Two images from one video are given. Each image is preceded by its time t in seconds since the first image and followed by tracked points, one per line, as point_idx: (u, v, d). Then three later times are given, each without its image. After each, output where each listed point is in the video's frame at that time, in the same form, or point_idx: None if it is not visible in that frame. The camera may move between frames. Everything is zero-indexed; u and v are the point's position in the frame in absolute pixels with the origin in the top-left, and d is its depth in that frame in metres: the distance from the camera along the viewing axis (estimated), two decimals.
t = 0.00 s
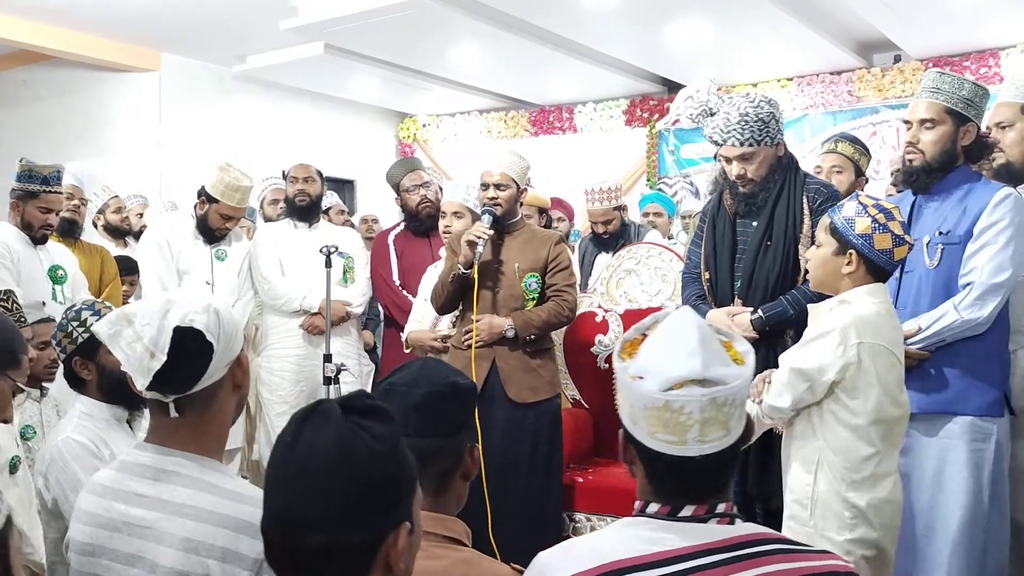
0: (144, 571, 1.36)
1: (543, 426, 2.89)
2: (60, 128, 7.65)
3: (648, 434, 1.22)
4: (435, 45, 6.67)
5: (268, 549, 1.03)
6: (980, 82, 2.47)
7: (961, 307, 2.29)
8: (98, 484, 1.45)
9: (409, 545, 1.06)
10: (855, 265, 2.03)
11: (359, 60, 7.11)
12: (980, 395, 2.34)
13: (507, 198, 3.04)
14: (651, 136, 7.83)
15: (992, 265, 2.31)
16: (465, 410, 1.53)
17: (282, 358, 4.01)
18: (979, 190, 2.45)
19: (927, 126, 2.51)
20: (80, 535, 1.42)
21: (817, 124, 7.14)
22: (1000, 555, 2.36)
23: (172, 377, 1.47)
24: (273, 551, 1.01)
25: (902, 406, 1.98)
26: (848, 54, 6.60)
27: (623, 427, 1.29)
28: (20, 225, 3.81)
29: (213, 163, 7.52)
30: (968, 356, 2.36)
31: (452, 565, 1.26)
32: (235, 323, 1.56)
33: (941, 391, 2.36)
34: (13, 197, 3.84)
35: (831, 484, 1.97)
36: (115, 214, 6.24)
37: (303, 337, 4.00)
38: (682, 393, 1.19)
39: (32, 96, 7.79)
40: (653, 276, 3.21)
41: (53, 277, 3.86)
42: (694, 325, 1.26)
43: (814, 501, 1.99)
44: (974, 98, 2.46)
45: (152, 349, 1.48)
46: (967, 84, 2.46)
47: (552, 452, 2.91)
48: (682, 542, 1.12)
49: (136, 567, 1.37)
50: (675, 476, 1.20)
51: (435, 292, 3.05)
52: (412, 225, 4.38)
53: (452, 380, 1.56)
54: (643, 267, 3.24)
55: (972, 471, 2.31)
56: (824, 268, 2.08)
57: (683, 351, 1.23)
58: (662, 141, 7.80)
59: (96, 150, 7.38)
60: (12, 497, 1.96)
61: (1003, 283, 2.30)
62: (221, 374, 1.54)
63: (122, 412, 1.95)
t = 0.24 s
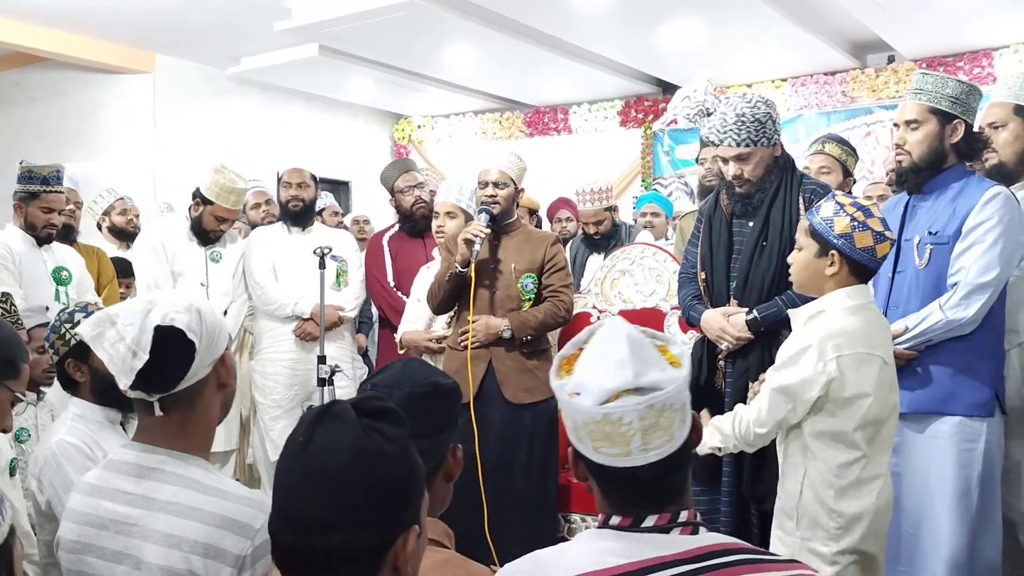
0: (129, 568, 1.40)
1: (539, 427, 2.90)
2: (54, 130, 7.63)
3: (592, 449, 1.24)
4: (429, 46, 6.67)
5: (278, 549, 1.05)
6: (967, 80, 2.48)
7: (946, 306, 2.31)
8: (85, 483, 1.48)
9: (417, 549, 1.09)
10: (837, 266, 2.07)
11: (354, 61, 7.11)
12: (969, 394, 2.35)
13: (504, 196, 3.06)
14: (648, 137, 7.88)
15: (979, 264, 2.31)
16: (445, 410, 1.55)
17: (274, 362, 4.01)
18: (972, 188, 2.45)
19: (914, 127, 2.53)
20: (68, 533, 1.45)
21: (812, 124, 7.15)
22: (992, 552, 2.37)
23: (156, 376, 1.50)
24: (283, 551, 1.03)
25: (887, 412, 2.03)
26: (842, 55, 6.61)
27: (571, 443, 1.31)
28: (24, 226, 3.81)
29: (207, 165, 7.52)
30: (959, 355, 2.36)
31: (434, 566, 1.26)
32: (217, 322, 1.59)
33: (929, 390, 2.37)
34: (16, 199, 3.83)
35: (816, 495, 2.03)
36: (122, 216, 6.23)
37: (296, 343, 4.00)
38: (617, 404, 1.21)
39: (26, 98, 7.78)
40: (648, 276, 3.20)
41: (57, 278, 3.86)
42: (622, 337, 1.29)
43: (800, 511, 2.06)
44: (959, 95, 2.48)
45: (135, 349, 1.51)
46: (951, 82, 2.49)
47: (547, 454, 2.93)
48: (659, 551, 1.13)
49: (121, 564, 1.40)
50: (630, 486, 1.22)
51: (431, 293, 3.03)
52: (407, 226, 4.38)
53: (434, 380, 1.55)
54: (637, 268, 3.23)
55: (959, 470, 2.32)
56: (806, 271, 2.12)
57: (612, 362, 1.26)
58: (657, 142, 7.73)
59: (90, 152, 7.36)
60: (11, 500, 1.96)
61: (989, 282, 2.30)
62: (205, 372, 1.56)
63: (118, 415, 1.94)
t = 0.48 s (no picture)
0: (114, 559, 1.43)
1: (534, 427, 2.90)
2: (49, 130, 7.62)
3: (573, 451, 1.23)
4: (425, 46, 6.66)
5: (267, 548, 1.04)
6: (956, 77, 2.47)
7: (932, 305, 2.32)
8: (74, 479, 1.51)
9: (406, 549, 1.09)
10: (823, 265, 2.08)
11: (349, 61, 7.10)
12: (960, 393, 2.35)
13: (499, 196, 3.06)
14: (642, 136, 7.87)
15: (966, 262, 2.31)
16: (427, 408, 1.55)
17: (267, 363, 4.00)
18: (965, 186, 2.44)
19: (904, 127, 2.54)
20: (57, 528, 1.48)
21: (807, 123, 7.16)
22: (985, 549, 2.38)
23: (138, 367, 1.52)
24: (273, 550, 1.03)
25: (879, 410, 2.03)
26: (838, 54, 6.62)
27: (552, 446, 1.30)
28: (30, 226, 3.92)
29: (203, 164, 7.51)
30: (950, 354, 2.36)
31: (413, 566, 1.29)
32: (200, 316, 1.61)
33: (918, 388, 2.37)
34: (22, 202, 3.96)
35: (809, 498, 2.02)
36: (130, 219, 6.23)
37: (291, 344, 3.99)
38: (598, 406, 1.21)
39: (21, 98, 7.77)
40: (643, 276, 3.20)
41: (65, 277, 3.93)
42: (601, 336, 1.28)
43: (793, 514, 2.06)
44: (948, 93, 2.48)
45: (117, 341, 1.53)
46: (939, 81, 2.49)
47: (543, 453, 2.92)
48: (643, 547, 1.14)
49: (106, 556, 1.43)
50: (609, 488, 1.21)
51: (427, 292, 3.04)
52: (402, 225, 4.38)
53: (413, 379, 1.56)
54: (633, 267, 3.23)
55: (949, 469, 2.33)
56: (794, 272, 2.14)
57: (592, 364, 1.26)
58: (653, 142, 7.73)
59: (86, 152, 7.35)
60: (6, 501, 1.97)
61: (975, 280, 2.30)
62: (187, 366, 1.58)
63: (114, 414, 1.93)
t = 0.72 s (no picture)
0: (99, 552, 1.43)
1: (530, 425, 2.89)
2: (44, 128, 7.60)
3: (576, 441, 1.23)
4: (421, 44, 6.65)
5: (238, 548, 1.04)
6: (953, 74, 2.46)
7: (928, 303, 2.32)
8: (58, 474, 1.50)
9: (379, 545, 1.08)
10: (821, 264, 2.07)
11: (346, 59, 7.09)
12: (957, 391, 2.34)
13: (493, 196, 3.05)
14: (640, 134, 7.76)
15: (964, 260, 2.30)
16: (409, 404, 1.54)
17: (263, 361, 3.99)
18: (964, 183, 2.42)
19: (902, 125, 2.54)
20: (43, 526, 1.47)
21: (804, 122, 7.15)
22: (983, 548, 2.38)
23: (111, 358, 1.56)
24: (242, 551, 1.03)
25: (875, 408, 2.02)
26: (835, 53, 6.62)
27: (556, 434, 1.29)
28: (36, 224, 4.05)
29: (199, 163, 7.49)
30: (947, 352, 2.36)
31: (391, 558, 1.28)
32: (177, 311, 1.64)
33: (914, 386, 2.37)
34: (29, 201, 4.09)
35: (805, 491, 2.02)
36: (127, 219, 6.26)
37: (287, 342, 3.98)
38: (605, 399, 1.20)
39: (16, 97, 7.75)
40: (641, 274, 3.20)
41: (68, 277, 4.10)
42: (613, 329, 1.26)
43: (789, 507, 2.06)
44: (944, 91, 2.46)
45: (90, 332, 1.58)
46: (936, 78, 2.48)
47: (538, 452, 2.92)
48: (637, 544, 1.13)
49: (92, 548, 1.43)
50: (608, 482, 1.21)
51: (421, 292, 3.03)
52: (399, 223, 4.38)
53: (393, 377, 1.55)
54: (630, 266, 3.23)
55: (946, 468, 2.32)
56: (792, 271, 2.13)
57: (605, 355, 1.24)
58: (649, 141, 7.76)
59: (81, 150, 7.32)
60: None
61: (973, 278, 2.29)
62: (162, 360, 1.60)
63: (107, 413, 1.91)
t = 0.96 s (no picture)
0: (85, 550, 1.42)
1: (522, 426, 2.89)
2: (39, 128, 7.58)
3: (591, 429, 1.25)
4: (417, 44, 6.64)
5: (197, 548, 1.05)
6: (954, 75, 2.47)
7: (933, 304, 2.31)
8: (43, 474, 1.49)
9: (338, 540, 1.08)
10: (816, 264, 2.07)
11: (342, 59, 7.08)
12: (957, 391, 2.34)
13: (483, 196, 3.04)
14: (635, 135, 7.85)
15: (967, 260, 2.30)
16: (389, 406, 1.53)
17: (258, 361, 3.98)
18: (963, 184, 2.43)
19: (904, 123, 2.52)
20: (33, 527, 1.46)
21: (800, 122, 7.16)
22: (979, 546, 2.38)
23: (87, 356, 1.59)
24: (200, 549, 1.04)
25: (870, 410, 2.01)
26: (831, 53, 6.62)
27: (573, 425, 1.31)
28: (37, 226, 4.08)
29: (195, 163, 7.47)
30: (947, 352, 2.35)
31: (376, 558, 1.27)
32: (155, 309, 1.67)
33: (916, 387, 2.36)
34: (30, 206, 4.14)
35: (800, 494, 2.02)
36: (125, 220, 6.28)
37: (283, 343, 3.97)
38: (624, 389, 1.21)
39: (11, 96, 7.73)
40: (637, 274, 3.19)
41: (69, 279, 4.09)
42: (642, 322, 1.27)
43: (784, 511, 2.06)
44: (947, 91, 2.47)
45: (67, 331, 1.63)
46: (938, 79, 2.48)
47: (531, 452, 2.92)
48: (650, 546, 1.11)
49: (77, 547, 1.42)
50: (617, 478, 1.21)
51: (413, 293, 3.03)
52: (395, 223, 4.39)
53: (371, 379, 1.53)
54: (627, 266, 3.22)
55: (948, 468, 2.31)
56: (786, 270, 2.12)
57: (629, 347, 1.25)
58: (647, 141, 7.77)
59: (77, 150, 7.31)
60: None
61: (975, 279, 2.29)
62: (139, 358, 1.62)
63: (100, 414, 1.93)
